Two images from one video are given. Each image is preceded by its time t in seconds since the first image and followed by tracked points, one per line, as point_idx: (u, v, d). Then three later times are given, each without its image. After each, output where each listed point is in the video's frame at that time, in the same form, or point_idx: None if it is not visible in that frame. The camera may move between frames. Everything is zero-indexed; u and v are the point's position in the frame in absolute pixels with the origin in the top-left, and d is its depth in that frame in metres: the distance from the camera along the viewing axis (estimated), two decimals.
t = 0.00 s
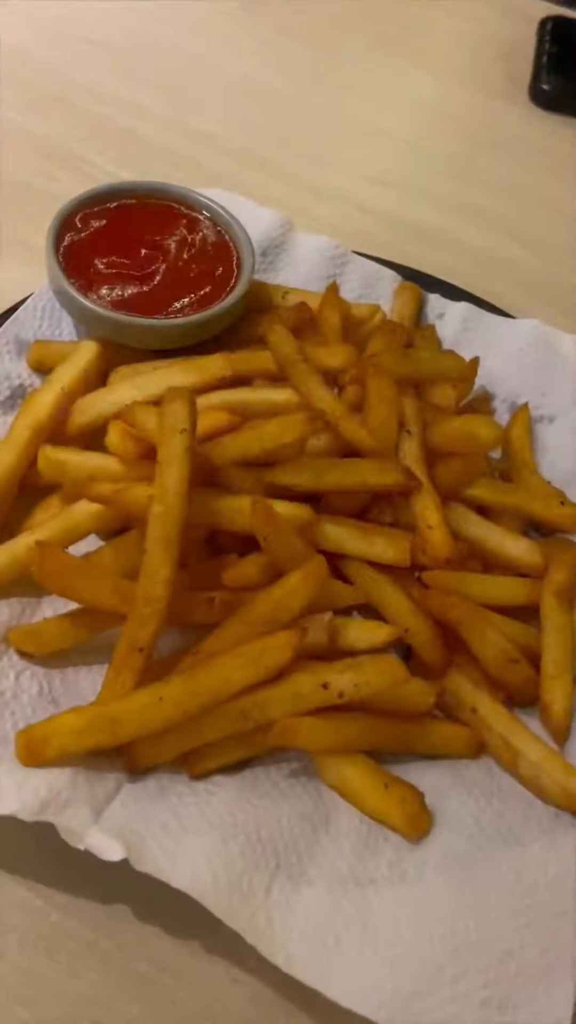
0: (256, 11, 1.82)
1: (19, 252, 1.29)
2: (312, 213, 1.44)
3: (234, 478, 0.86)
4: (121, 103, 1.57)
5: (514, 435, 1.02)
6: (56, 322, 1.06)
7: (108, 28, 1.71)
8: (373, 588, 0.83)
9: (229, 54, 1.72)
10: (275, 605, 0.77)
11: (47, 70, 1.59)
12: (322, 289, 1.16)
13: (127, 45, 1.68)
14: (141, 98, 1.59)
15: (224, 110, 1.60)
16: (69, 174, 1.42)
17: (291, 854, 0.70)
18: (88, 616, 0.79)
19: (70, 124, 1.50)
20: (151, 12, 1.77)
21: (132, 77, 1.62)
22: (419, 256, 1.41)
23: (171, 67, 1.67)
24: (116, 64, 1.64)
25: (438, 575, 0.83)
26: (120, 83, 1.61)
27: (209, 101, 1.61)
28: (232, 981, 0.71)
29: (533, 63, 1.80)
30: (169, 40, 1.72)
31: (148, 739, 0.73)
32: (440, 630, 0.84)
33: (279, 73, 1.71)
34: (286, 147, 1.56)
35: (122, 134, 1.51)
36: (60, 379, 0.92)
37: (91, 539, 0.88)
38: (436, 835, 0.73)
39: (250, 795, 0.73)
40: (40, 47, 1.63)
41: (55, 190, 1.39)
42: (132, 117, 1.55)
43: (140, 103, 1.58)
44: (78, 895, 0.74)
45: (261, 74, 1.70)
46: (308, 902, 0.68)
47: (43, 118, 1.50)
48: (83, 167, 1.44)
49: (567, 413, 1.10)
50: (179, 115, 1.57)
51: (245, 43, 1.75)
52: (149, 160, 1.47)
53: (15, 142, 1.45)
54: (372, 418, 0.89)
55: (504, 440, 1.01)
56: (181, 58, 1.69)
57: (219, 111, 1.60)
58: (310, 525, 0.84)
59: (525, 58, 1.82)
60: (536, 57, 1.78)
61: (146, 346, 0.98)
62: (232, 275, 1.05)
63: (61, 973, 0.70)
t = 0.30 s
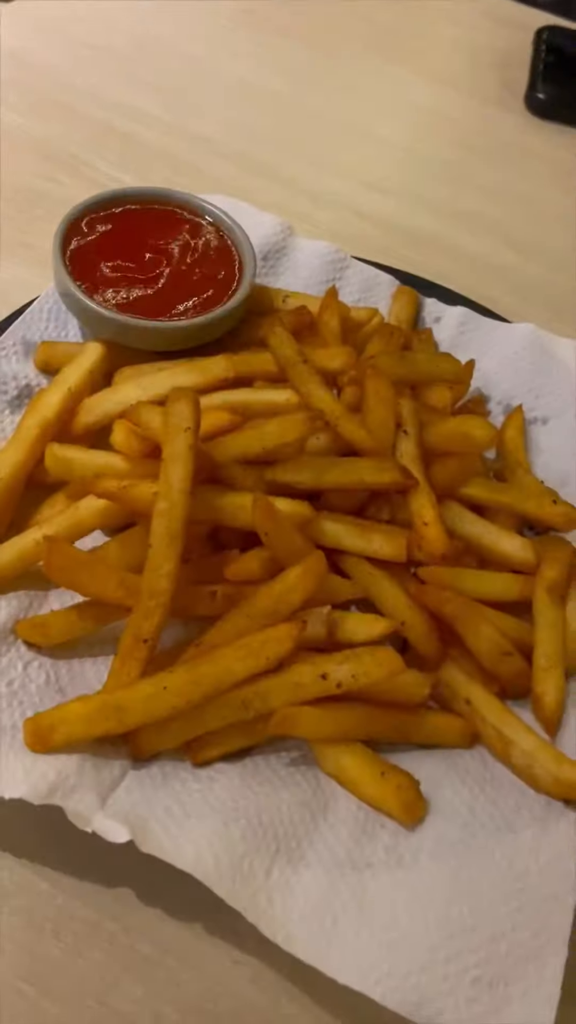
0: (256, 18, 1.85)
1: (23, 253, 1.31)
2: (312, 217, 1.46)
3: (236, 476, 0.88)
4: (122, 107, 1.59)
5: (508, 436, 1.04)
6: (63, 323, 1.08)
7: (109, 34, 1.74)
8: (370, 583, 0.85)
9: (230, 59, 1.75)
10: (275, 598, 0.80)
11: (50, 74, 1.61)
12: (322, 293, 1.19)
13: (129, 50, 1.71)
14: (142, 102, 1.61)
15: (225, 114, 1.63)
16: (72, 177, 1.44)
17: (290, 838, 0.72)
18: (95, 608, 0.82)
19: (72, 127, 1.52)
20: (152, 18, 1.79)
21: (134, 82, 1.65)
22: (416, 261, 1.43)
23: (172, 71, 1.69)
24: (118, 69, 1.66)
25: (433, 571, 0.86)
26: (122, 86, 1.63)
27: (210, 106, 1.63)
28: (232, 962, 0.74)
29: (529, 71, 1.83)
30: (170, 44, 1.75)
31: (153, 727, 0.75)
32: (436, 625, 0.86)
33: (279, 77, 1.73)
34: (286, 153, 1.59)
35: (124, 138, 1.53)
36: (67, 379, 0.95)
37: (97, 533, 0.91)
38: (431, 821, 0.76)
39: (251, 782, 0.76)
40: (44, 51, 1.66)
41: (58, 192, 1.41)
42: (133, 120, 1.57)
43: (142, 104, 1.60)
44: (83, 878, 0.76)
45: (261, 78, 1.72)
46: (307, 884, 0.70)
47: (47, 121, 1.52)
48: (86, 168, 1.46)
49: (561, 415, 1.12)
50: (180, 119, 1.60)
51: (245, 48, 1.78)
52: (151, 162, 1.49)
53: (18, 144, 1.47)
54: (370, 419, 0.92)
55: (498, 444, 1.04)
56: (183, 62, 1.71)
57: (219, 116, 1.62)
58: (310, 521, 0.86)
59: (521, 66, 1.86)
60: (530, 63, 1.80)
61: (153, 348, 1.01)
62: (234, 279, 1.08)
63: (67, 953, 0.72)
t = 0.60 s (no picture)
0: (256, 30, 1.89)
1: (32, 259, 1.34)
2: (312, 226, 1.50)
3: (239, 475, 0.92)
4: (126, 117, 1.63)
5: (501, 439, 1.08)
6: (71, 328, 1.11)
7: (113, 46, 1.78)
8: (368, 579, 0.89)
9: (232, 71, 1.79)
10: (276, 591, 0.83)
11: (55, 85, 1.65)
12: (321, 301, 1.23)
13: (132, 62, 1.75)
14: (145, 112, 1.65)
15: (226, 125, 1.67)
16: (78, 185, 1.47)
17: (290, 820, 0.76)
18: (104, 602, 0.85)
19: (77, 136, 1.56)
20: (156, 30, 1.84)
21: (138, 93, 1.69)
22: (412, 270, 1.47)
23: (175, 83, 1.73)
24: (122, 81, 1.70)
25: (428, 568, 0.90)
26: (128, 97, 1.67)
27: (214, 117, 1.68)
28: (235, 939, 0.77)
29: (524, 85, 1.88)
30: (174, 56, 1.79)
31: (159, 715, 0.79)
32: (430, 619, 0.90)
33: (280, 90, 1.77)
34: (287, 163, 1.63)
35: (128, 148, 1.57)
36: (76, 382, 0.98)
37: (105, 531, 0.95)
38: (425, 805, 0.79)
39: (253, 768, 0.79)
40: (49, 62, 1.69)
41: (64, 200, 1.45)
42: (138, 130, 1.61)
43: (146, 115, 1.64)
44: (92, 860, 0.80)
45: (263, 90, 1.76)
46: (306, 863, 0.73)
47: (52, 131, 1.56)
48: (93, 177, 1.50)
49: (552, 419, 1.16)
50: (183, 130, 1.64)
51: (248, 60, 1.82)
52: (156, 171, 1.53)
53: (24, 153, 1.50)
54: (367, 422, 0.96)
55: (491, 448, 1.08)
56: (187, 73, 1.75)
57: (220, 126, 1.66)
58: (310, 520, 0.90)
59: (516, 79, 1.90)
60: (528, 81, 1.86)
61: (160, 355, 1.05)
62: (237, 287, 1.12)
63: (77, 930, 0.76)
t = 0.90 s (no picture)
0: (258, 45, 1.94)
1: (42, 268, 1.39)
2: (314, 237, 1.55)
3: (245, 476, 0.96)
4: (132, 130, 1.67)
5: (495, 443, 1.13)
6: (82, 336, 1.16)
7: (119, 60, 1.82)
8: (368, 575, 0.93)
9: (236, 85, 1.84)
10: (281, 586, 0.88)
11: (63, 98, 1.70)
12: (323, 310, 1.28)
13: (138, 76, 1.80)
14: (151, 124, 1.70)
15: (229, 137, 1.71)
16: (86, 196, 1.52)
17: (294, 802, 0.80)
18: (116, 596, 0.90)
19: (85, 148, 1.61)
20: (162, 45, 1.89)
21: (143, 106, 1.73)
22: (410, 279, 1.52)
23: (180, 96, 1.78)
24: (128, 94, 1.75)
25: (426, 565, 0.94)
26: (135, 111, 1.71)
27: (218, 129, 1.72)
28: (241, 917, 0.81)
29: (519, 99, 1.93)
30: (180, 71, 1.84)
31: (169, 703, 0.83)
32: (427, 614, 0.94)
33: (282, 104, 1.82)
34: (289, 174, 1.67)
35: (134, 159, 1.62)
36: (88, 387, 1.02)
37: (115, 530, 0.99)
38: (422, 789, 0.83)
39: (258, 754, 0.84)
40: (57, 75, 1.74)
41: (73, 210, 1.49)
42: (145, 142, 1.66)
43: (152, 128, 1.69)
44: (105, 841, 0.84)
45: (265, 104, 1.81)
46: (309, 843, 0.78)
47: (61, 142, 1.60)
48: (102, 188, 1.54)
49: (545, 424, 1.21)
50: (187, 142, 1.68)
51: (250, 75, 1.87)
52: (162, 183, 1.58)
53: (34, 164, 1.55)
54: (367, 426, 1.01)
55: (486, 452, 1.12)
56: (192, 88, 1.80)
57: (224, 139, 1.71)
58: (313, 519, 0.94)
59: (511, 94, 1.95)
60: (523, 96, 1.91)
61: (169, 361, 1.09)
62: (242, 296, 1.16)
63: (91, 907, 0.80)
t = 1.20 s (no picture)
0: (261, 55, 1.98)
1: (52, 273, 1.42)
2: (317, 243, 1.58)
3: (253, 474, 0.99)
4: (138, 138, 1.71)
5: (495, 444, 1.16)
6: (93, 339, 1.19)
7: (125, 69, 1.86)
8: (372, 570, 0.96)
9: (239, 94, 1.88)
10: (288, 580, 0.91)
11: (70, 106, 1.73)
12: (326, 314, 1.31)
13: (144, 85, 1.83)
14: (157, 132, 1.73)
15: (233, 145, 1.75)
16: (95, 203, 1.55)
17: (302, 787, 0.83)
18: (128, 590, 0.92)
19: (92, 155, 1.64)
20: (167, 54, 1.92)
21: (149, 114, 1.77)
22: (411, 284, 1.55)
23: (184, 105, 1.81)
24: (133, 102, 1.78)
25: (427, 560, 0.97)
26: (141, 119, 1.75)
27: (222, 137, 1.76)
28: (250, 899, 0.84)
29: (517, 109, 1.97)
30: (185, 80, 1.87)
31: (181, 692, 0.86)
32: (429, 609, 0.97)
33: (285, 112, 1.86)
34: (292, 182, 1.71)
35: (140, 167, 1.65)
36: (100, 388, 1.06)
37: (127, 526, 1.02)
38: (425, 776, 0.86)
39: (266, 741, 0.87)
40: (64, 84, 1.77)
41: (81, 216, 1.52)
42: (151, 150, 1.70)
43: (158, 136, 1.72)
44: (119, 826, 0.87)
45: (268, 112, 1.85)
46: (316, 826, 0.80)
47: (69, 150, 1.64)
48: (110, 195, 1.58)
49: (543, 426, 1.24)
50: (192, 150, 1.72)
51: (253, 84, 1.91)
52: (169, 189, 1.62)
53: (43, 171, 1.58)
54: (370, 427, 1.04)
55: (486, 452, 1.15)
56: (196, 97, 1.84)
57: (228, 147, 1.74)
58: (319, 515, 0.97)
59: (509, 104, 1.99)
60: (521, 106, 1.95)
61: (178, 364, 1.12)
62: (249, 301, 1.19)
63: (106, 889, 0.82)
